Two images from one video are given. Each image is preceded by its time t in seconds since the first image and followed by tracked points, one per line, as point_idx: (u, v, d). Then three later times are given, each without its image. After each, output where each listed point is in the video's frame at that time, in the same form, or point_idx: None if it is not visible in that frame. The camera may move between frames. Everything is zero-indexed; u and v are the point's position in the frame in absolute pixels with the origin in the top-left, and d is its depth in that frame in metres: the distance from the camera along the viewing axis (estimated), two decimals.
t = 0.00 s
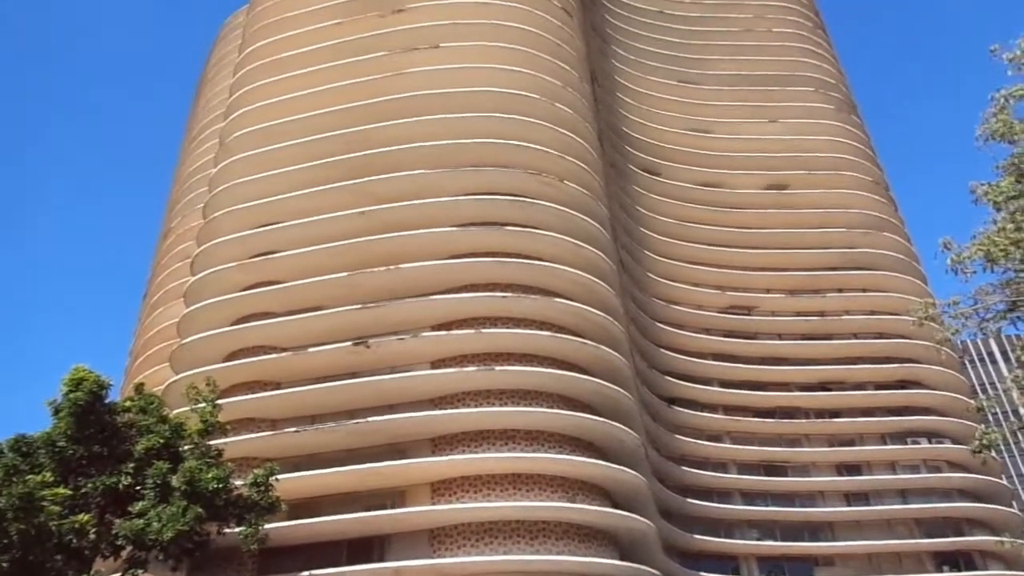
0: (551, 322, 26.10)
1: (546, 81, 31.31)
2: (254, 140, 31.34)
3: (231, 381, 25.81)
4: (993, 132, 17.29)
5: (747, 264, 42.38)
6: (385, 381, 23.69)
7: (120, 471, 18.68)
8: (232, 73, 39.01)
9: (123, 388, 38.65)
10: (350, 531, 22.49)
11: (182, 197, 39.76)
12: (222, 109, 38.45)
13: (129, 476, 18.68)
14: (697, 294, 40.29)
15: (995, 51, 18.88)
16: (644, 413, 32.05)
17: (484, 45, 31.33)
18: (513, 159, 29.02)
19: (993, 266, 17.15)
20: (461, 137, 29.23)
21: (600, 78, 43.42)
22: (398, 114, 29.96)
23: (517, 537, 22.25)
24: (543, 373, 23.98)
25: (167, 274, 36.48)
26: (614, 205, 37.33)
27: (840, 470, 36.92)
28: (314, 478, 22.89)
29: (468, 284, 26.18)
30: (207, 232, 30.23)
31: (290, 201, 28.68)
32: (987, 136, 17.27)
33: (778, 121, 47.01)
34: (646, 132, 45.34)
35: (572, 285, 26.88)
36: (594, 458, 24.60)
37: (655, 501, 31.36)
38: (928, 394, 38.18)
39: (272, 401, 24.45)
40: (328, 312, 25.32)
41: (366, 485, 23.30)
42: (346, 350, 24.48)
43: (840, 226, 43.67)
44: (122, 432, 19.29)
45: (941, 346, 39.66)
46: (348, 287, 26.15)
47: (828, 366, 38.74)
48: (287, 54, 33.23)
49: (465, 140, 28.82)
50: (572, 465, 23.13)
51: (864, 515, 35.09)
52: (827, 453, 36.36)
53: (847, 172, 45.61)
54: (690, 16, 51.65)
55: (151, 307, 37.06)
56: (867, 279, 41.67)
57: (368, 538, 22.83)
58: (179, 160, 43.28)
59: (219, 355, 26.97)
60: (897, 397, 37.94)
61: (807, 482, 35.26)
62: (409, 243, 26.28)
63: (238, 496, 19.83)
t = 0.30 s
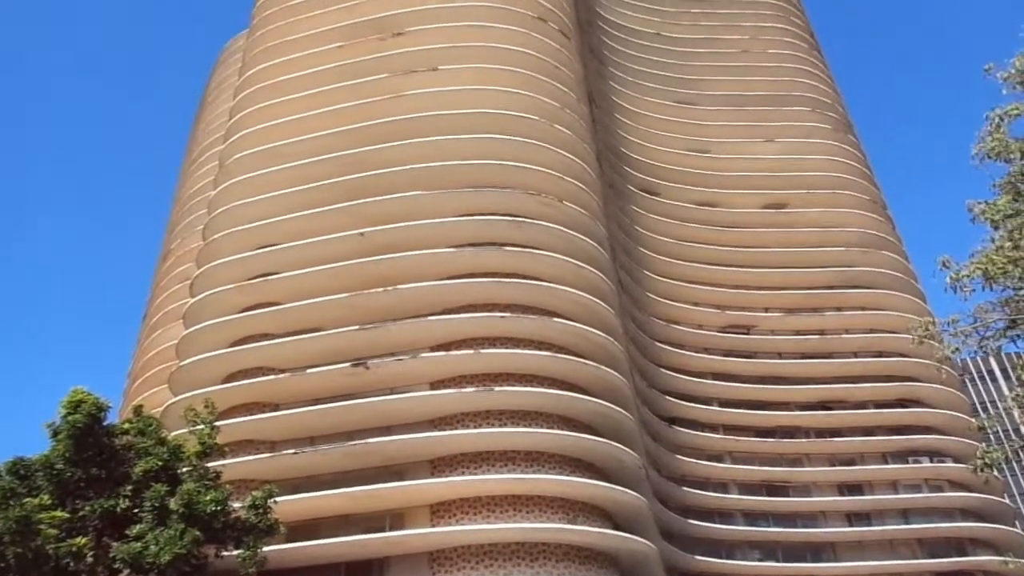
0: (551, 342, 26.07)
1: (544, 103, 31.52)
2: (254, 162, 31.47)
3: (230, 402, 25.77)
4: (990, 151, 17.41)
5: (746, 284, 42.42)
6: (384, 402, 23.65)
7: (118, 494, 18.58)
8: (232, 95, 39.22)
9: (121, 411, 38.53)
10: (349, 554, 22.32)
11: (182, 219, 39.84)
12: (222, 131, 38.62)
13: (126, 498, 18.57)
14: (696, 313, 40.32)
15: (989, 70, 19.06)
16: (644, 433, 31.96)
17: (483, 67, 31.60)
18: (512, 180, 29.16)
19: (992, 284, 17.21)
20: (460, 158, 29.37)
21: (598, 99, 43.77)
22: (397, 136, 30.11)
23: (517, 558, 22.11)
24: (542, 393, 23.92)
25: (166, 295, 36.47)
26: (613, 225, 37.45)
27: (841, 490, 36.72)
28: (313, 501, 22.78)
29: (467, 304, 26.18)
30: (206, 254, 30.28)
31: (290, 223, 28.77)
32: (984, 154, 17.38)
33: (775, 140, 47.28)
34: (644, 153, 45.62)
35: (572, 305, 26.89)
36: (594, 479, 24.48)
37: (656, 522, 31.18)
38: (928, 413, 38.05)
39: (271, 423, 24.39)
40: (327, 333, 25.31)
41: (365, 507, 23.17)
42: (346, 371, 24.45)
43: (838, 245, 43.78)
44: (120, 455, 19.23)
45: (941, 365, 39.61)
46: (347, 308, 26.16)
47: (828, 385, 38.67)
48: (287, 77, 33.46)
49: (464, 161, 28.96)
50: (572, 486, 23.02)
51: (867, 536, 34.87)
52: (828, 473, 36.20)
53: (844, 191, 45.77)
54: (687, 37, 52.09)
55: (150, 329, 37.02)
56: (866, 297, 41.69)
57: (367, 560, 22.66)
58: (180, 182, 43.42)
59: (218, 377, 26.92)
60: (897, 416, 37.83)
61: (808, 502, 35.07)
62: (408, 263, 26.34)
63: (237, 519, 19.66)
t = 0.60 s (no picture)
0: (552, 362, 25.98)
1: (543, 123, 31.63)
2: (255, 183, 31.55)
3: (230, 424, 25.65)
4: (989, 171, 17.44)
5: (747, 303, 42.37)
6: (384, 423, 23.54)
7: (116, 516, 18.45)
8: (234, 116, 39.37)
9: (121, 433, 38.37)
10: None
11: (183, 240, 39.84)
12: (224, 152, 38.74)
13: (124, 521, 18.43)
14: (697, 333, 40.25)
15: (987, 90, 19.14)
16: (645, 454, 31.79)
17: (483, 88, 31.78)
18: (511, 200, 29.21)
19: (993, 303, 17.18)
20: (460, 179, 29.44)
21: (597, 119, 44.01)
22: (398, 156, 30.21)
23: None
24: (542, 413, 23.79)
25: (166, 316, 36.43)
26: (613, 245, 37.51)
27: (845, 510, 36.42)
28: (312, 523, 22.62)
29: (468, 324, 26.13)
30: (207, 274, 30.28)
31: (290, 243, 28.79)
32: (983, 174, 17.42)
33: (774, 160, 47.43)
34: (644, 173, 45.79)
35: (572, 325, 26.83)
36: (596, 500, 24.28)
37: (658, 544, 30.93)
38: (931, 432, 37.82)
39: (270, 444, 24.27)
40: (327, 353, 25.25)
41: (365, 530, 22.98)
42: (346, 392, 24.36)
43: (838, 264, 43.77)
44: (119, 477, 19.12)
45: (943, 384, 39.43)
46: (347, 328, 26.11)
47: (830, 405, 38.50)
48: (287, 99, 33.62)
49: (464, 181, 29.04)
50: (573, 508, 22.84)
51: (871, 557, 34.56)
52: (831, 493, 35.93)
53: (843, 210, 45.84)
54: (686, 58, 52.44)
55: (150, 350, 36.93)
56: (867, 317, 41.59)
57: None
58: (181, 203, 43.51)
59: (217, 398, 26.83)
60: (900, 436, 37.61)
61: (811, 523, 34.79)
62: (408, 284, 26.32)
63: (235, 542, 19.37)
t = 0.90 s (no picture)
0: (553, 381, 25.93)
1: (543, 143, 31.81)
2: (257, 204, 31.68)
3: (232, 446, 25.61)
4: (988, 188, 17.50)
5: (749, 321, 42.34)
6: (386, 444, 23.49)
7: (116, 539, 18.16)
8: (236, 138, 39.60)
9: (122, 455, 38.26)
10: None
11: (185, 261, 39.93)
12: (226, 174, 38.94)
13: (125, 544, 18.13)
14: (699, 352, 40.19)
15: (984, 107, 19.24)
16: (648, 473, 31.66)
17: (484, 110, 32.00)
18: (512, 220, 29.32)
19: (995, 320, 17.19)
20: (461, 199, 29.56)
21: (597, 139, 44.25)
22: (399, 177, 30.35)
23: None
24: (544, 433, 23.73)
25: (168, 337, 36.45)
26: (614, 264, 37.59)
27: (850, 529, 36.19)
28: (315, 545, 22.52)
29: (469, 344, 26.12)
30: (209, 296, 30.34)
31: (291, 264, 28.87)
32: (982, 191, 17.48)
33: (774, 177, 47.60)
34: (644, 192, 45.98)
35: (574, 344, 26.81)
36: (599, 520, 24.14)
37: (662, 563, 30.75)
38: (935, 450, 37.61)
39: (272, 466, 24.22)
40: (328, 374, 25.24)
41: (367, 552, 22.87)
42: (348, 413, 24.32)
43: (839, 281, 43.78)
44: (120, 500, 18.95)
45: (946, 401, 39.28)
46: (349, 349, 26.11)
47: (833, 422, 38.35)
48: (288, 121, 33.86)
49: (465, 202, 29.15)
50: (576, 528, 22.71)
51: None
52: (836, 512, 35.69)
53: (843, 227, 45.90)
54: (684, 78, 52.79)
55: (152, 372, 36.91)
56: (869, 334, 41.53)
57: None
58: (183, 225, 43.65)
59: (219, 420, 26.80)
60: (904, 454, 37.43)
61: (817, 542, 34.56)
62: (410, 304, 26.35)
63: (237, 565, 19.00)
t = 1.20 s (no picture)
0: (557, 401, 25.87)
1: (545, 163, 31.96)
2: (261, 224, 31.81)
3: (234, 466, 25.55)
4: (989, 206, 17.54)
5: (752, 339, 42.26)
6: (390, 464, 23.44)
7: (118, 561, 18.13)
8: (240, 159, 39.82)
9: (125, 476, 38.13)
10: None
11: (189, 281, 40.00)
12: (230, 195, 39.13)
13: (127, 566, 18.09)
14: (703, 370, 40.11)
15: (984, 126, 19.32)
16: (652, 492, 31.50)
17: (486, 131, 32.19)
18: (514, 239, 29.41)
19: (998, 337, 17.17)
20: (464, 219, 29.66)
21: (599, 159, 44.46)
22: (402, 197, 30.49)
23: None
24: (548, 453, 23.65)
25: (172, 358, 36.45)
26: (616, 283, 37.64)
27: (856, 548, 35.93)
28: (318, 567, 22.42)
29: (473, 364, 26.10)
30: (213, 316, 30.40)
31: (295, 285, 28.96)
32: (983, 210, 17.53)
33: (776, 195, 47.72)
34: (646, 211, 46.12)
35: (577, 363, 26.79)
36: (603, 540, 23.99)
37: None
38: (941, 468, 37.41)
39: (275, 487, 24.14)
40: (331, 395, 25.23)
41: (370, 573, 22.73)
42: (351, 433, 24.27)
43: (842, 299, 43.73)
44: (122, 521, 18.94)
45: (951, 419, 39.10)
46: (352, 370, 26.10)
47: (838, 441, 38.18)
48: (292, 142, 34.07)
49: (467, 222, 29.25)
50: (580, 548, 22.58)
51: None
52: (842, 531, 35.45)
53: (846, 245, 45.92)
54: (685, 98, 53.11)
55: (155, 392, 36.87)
56: (873, 351, 41.43)
57: None
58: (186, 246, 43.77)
59: (222, 440, 26.75)
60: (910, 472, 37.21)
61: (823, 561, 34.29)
62: (413, 324, 26.38)
63: None
